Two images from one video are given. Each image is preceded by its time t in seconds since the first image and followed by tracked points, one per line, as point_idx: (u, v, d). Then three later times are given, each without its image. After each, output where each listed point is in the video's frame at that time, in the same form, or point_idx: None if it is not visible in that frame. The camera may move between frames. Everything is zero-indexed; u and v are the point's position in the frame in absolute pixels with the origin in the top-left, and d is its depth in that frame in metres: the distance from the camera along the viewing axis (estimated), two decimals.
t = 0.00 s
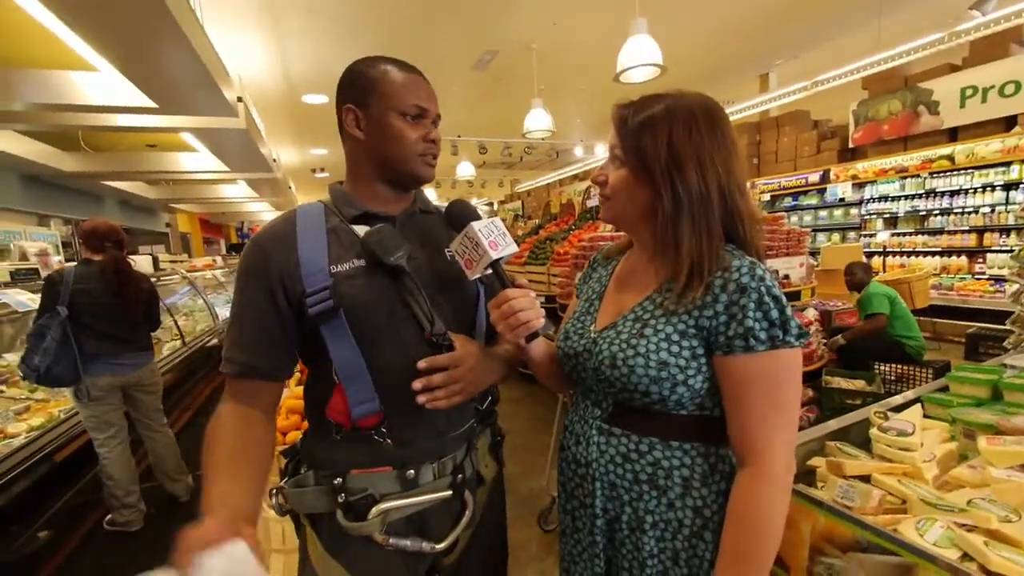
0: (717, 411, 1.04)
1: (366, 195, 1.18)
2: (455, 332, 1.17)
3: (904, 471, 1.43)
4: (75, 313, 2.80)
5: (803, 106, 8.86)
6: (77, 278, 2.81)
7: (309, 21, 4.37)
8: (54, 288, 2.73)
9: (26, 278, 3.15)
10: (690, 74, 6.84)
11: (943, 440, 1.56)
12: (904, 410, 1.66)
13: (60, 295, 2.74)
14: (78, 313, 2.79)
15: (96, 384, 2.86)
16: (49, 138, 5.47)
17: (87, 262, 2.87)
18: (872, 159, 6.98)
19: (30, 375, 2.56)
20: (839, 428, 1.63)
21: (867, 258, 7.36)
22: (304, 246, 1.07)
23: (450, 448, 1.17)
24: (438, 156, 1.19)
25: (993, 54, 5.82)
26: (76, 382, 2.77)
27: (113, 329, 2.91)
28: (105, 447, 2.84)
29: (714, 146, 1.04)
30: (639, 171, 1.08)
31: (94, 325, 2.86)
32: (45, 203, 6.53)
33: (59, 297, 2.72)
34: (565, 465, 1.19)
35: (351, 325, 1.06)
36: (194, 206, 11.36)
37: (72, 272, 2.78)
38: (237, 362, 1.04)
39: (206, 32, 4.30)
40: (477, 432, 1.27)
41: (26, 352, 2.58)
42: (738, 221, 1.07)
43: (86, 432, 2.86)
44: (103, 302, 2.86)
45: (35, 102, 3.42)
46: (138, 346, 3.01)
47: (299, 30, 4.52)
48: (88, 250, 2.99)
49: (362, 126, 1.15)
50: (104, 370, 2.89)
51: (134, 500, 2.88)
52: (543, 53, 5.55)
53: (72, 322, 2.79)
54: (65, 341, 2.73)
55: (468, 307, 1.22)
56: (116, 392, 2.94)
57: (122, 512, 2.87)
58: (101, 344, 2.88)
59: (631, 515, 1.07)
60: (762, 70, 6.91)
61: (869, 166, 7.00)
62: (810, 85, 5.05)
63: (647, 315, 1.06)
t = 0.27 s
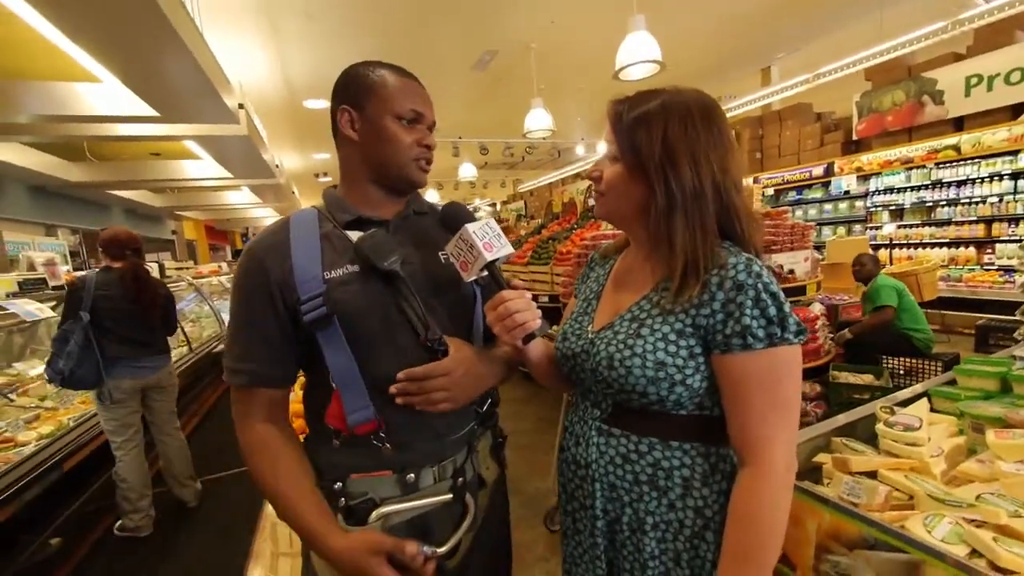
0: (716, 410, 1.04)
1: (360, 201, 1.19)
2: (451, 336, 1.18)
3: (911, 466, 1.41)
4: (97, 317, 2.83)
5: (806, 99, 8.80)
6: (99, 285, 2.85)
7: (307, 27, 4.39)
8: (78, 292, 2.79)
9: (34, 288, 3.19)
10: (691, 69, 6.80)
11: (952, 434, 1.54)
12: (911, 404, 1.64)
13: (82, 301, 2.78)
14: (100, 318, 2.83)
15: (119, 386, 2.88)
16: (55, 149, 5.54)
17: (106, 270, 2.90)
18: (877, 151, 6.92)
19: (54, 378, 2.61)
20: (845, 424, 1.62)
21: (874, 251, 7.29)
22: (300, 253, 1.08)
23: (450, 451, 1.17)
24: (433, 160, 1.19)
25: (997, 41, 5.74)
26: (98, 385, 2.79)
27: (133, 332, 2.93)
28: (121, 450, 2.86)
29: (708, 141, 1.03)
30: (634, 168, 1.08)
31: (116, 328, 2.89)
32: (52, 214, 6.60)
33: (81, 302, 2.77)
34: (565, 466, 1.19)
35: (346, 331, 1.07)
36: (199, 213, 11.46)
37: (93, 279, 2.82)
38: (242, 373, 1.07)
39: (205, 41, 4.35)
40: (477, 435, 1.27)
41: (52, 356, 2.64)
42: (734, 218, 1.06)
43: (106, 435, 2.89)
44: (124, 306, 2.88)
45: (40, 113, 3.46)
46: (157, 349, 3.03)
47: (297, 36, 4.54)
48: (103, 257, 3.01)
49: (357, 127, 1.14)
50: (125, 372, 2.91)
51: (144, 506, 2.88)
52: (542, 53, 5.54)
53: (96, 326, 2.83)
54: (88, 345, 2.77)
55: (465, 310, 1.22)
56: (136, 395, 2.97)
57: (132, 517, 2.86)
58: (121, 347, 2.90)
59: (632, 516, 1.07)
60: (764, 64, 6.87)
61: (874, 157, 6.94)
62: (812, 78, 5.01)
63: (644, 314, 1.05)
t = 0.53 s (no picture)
0: (714, 407, 1.04)
1: (354, 201, 1.19)
2: (448, 335, 1.18)
3: (915, 462, 1.40)
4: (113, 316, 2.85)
5: (810, 92, 8.72)
6: (115, 286, 2.88)
7: (308, 27, 4.41)
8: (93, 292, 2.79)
9: (41, 290, 3.22)
10: (693, 64, 6.76)
11: (956, 429, 1.52)
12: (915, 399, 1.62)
13: (99, 300, 2.80)
14: (116, 317, 2.86)
15: (136, 383, 2.91)
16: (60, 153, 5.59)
17: (122, 271, 2.93)
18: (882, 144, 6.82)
19: (75, 377, 2.65)
20: (848, 419, 1.60)
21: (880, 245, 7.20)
22: (295, 253, 1.08)
23: (449, 450, 1.17)
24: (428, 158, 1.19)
25: (1005, 30, 5.66)
26: (117, 382, 2.82)
27: (147, 330, 2.97)
28: (132, 450, 2.88)
29: (702, 136, 1.02)
30: (628, 164, 1.07)
31: (131, 327, 2.92)
32: (59, 217, 6.67)
33: (99, 302, 2.79)
34: (563, 464, 1.19)
35: (342, 332, 1.07)
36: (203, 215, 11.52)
37: (110, 279, 2.85)
38: (240, 373, 1.08)
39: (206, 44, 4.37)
40: (476, 433, 1.27)
41: (72, 355, 2.67)
42: (730, 213, 1.06)
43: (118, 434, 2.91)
44: (137, 306, 2.92)
45: (47, 118, 3.50)
46: (169, 347, 3.06)
47: (298, 37, 4.56)
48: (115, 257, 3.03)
49: (350, 129, 1.15)
50: (140, 370, 2.95)
51: (152, 505, 2.90)
52: (542, 49, 5.53)
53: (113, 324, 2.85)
54: (107, 344, 2.79)
55: (462, 308, 1.22)
56: (151, 393, 3.00)
57: (139, 516, 2.88)
58: (136, 345, 2.93)
59: (630, 514, 1.07)
60: (767, 57, 6.81)
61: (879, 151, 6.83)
62: (816, 70, 4.97)
63: (640, 312, 1.05)
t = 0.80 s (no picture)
0: (710, 403, 1.03)
1: (350, 197, 1.19)
2: (445, 331, 1.18)
3: (918, 456, 1.38)
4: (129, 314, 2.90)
5: (817, 83, 8.62)
6: (130, 284, 2.91)
7: (310, 26, 4.43)
8: (106, 291, 2.80)
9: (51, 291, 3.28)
10: (698, 55, 6.69)
11: (962, 423, 1.50)
12: (920, 393, 1.60)
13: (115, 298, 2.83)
14: (132, 316, 2.90)
15: (150, 380, 2.95)
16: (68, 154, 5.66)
17: (137, 271, 2.97)
18: (891, 134, 6.76)
19: (94, 373, 2.69)
20: (852, 413, 1.59)
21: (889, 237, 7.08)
22: (291, 250, 1.09)
23: (446, 447, 1.17)
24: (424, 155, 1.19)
25: (1016, 15, 5.56)
26: (133, 379, 2.86)
27: (160, 329, 3.01)
28: (145, 446, 2.92)
29: (696, 129, 1.01)
30: (621, 158, 1.06)
31: (146, 325, 2.96)
32: (68, 218, 6.76)
33: (116, 301, 2.82)
34: (560, 460, 1.19)
35: (339, 328, 1.07)
36: (210, 215, 11.64)
37: (125, 279, 2.89)
38: (238, 369, 1.08)
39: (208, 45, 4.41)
40: (474, 430, 1.27)
41: (90, 352, 2.70)
42: (725, 206, 1.05)
43: (131, 430, 2.95)
44: (151, 304, 2.95)
45: (56, 120, 3.55)
46: (182, 344, 3.10)
47: (300, 35, 4.58)
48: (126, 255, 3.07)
49: (345, 127, 1.15)
50: (155, 367, 2.99)
51: (162, 501, 2.94)
52: (544, 44, 5.51)
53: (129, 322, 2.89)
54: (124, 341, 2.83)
55: (459, 304, 1.23)
56: (164, 389, 3.04)
57: (150, 511, 2.93)
58: (150, 343, 2.97)
59: (626, 511, 1.07)
60: (773, 48, 6.73)
61: (887, 140, 6.77)
62: (822, 60, 4.91)
63: (635, 307, 1.04)
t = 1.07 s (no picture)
0: (704, 404, 1.02)
1: (348, 196, 1.19)
2: (440, 331, 1.18)
3: (926, 460, 1.35)
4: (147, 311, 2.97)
5: (833, 76, 8.46)
6: (146, 282, 2.99)
7: (319, 25, 4.46)
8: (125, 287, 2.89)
9: (67, 288, 3.37)
10: (710, 49, 6.58)
11: (973, 426, 1.46)
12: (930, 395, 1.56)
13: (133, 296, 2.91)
14: (150, 313, 2.97)
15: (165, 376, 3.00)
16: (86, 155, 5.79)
17: (152, 270, 3.04)
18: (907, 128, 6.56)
19: (113, 368, 2.74)
20: (859, 415, 1.56)
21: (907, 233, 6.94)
22: (288, 250, 1.09)
23: (441, 447, 1.18)
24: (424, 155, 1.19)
25: None
26: (150, 375, 2.91)
27: (176, 326, 3.06)
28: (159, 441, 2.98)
29: (691, 126, 1.00)
30: (616, 156, 1.05)
31: (162, 322, 3.02)
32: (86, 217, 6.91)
33: (133, 297, 2.90)
34: (555, 462, 1.19)
35: (337, 327, 1.08)
36: (224, 213, 11.82)
37: (142, 277, 2.97)
38: (245, 368, 1.08)
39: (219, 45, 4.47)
40: (470, 430, 1.28)
41: (109, 346, 2.77)
42: (720, 204, 1.03)
43: (145, 425, 3.00)
44: (167, 301, 3.03)
45: (72, 121, 3.61)
46: (196, 341, 3.15)
47: (309, 34, 4.61)
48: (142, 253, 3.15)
49: (346, 124, 1.13)
50: (170, 364, 3.04)
51: (175, 495, 3.01)
52: (552, 40, 5.48)
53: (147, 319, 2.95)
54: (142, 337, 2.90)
55: (455, 304, 1.23)
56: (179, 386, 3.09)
57: (161, 505, 3.01)
58: (167, 340, 3.02)
59: (620, 513, 1.07)
60: (787, 41, 6.60)
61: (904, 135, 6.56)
62: (837, 53, 4.81)
63: (628, 308, 1.03)
